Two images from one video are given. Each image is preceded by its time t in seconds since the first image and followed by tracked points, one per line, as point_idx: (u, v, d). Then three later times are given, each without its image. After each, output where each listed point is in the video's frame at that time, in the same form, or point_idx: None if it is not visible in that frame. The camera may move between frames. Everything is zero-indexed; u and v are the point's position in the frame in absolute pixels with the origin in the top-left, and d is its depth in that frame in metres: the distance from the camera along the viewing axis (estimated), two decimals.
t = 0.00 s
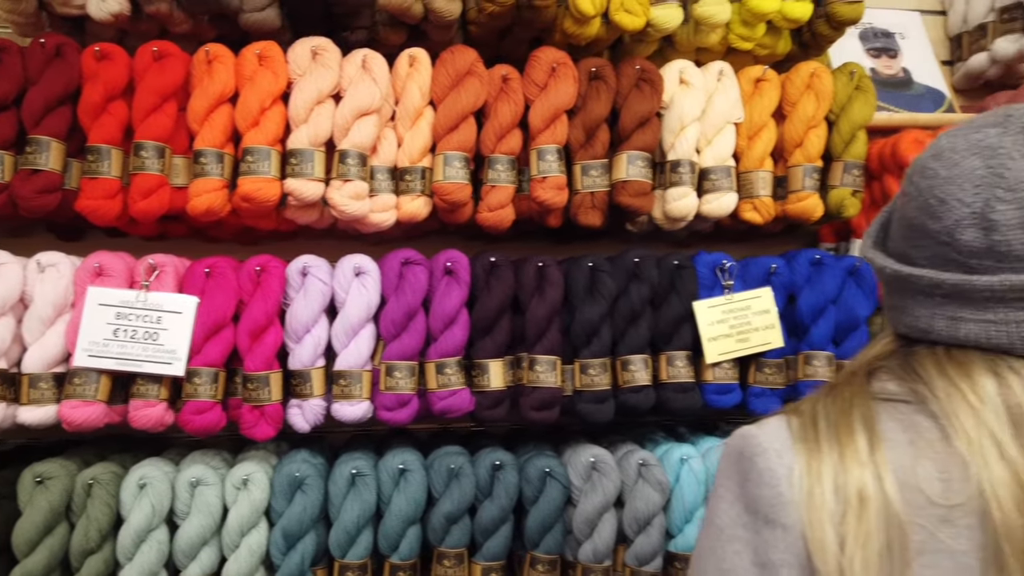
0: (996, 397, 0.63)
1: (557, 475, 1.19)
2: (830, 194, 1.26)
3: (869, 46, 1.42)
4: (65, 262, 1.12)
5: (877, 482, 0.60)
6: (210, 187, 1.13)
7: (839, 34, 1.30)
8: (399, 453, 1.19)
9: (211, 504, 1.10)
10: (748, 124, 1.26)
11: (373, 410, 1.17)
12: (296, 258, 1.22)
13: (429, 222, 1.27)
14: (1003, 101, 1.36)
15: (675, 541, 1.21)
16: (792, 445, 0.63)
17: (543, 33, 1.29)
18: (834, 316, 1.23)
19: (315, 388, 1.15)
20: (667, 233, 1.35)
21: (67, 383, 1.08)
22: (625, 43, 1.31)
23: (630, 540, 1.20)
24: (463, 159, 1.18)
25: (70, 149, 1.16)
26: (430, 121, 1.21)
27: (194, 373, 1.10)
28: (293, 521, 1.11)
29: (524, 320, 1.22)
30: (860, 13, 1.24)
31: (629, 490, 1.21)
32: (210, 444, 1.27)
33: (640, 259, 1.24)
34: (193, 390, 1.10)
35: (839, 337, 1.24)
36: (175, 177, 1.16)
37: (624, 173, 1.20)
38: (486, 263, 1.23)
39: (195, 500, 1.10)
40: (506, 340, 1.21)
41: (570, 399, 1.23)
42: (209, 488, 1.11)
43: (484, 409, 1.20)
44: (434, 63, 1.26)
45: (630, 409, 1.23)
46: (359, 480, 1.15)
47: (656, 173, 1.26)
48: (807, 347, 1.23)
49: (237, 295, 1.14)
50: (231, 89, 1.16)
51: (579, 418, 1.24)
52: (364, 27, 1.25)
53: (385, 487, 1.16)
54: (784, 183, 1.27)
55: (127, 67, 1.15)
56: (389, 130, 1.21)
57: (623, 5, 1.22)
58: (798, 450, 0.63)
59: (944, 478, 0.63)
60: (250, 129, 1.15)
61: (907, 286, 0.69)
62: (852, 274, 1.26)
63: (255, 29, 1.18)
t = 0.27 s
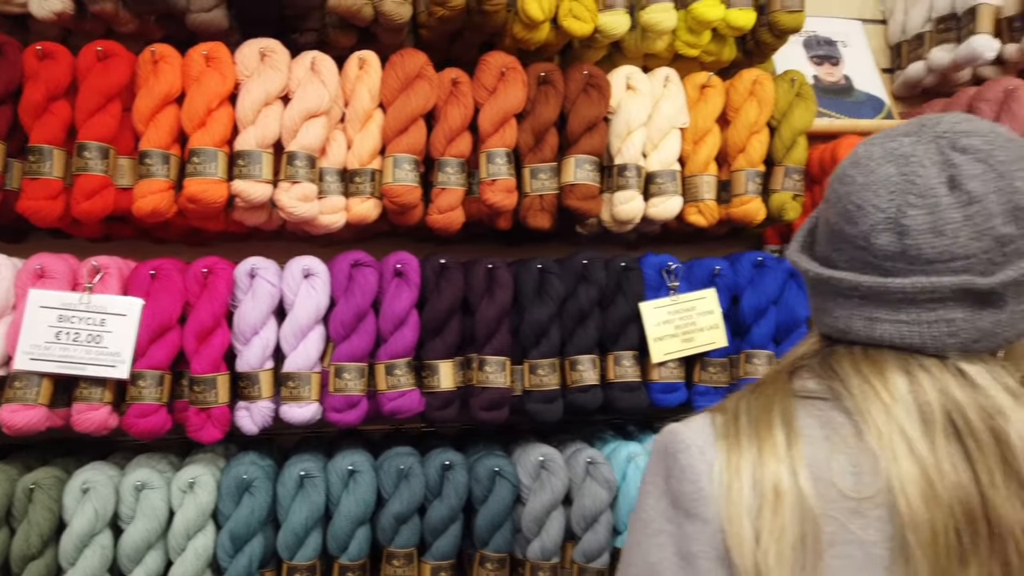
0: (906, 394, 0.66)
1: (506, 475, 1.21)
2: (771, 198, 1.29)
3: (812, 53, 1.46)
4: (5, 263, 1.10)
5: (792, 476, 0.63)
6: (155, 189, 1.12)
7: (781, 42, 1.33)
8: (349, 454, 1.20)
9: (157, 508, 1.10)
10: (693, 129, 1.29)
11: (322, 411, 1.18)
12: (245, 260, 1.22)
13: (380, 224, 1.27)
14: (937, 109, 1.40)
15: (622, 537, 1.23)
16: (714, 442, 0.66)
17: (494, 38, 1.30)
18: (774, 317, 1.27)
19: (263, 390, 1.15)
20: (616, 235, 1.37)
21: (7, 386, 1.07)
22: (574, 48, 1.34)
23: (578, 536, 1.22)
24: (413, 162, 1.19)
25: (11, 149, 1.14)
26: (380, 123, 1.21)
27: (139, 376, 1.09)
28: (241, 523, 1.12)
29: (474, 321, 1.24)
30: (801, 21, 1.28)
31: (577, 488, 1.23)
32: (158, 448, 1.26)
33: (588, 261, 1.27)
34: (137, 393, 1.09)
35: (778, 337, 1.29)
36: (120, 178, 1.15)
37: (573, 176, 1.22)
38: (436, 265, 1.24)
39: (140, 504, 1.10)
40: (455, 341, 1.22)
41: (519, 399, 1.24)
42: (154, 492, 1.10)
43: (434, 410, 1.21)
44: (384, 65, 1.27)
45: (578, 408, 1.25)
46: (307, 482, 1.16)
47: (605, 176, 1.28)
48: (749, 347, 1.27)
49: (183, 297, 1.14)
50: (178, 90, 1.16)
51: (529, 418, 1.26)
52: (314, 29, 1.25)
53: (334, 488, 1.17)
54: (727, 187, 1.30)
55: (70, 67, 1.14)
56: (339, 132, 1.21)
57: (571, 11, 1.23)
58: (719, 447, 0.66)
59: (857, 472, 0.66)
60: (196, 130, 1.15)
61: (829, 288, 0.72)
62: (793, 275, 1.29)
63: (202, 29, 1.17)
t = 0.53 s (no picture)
0: (821, 390, 0.70)
1: (454, 474, 1.23)
2: (713, 201, 1.33)
3: (755, 60, 1.50)
4: None
5: (709, 469, 0.69)
6: (95, 188, 1.10)
7: (723, 49, 1.36)
8: (295, 455, 1.20)
9: (97, 512, 1.08)
10: (638, 133, 1.32)
11: (267, 412, 1.18)
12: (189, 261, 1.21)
13: (328, 225, 1.27)
14: (873, 116, 1.44)
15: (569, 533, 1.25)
16: (639, 438, 0.74)
17: (443, 40, 1.31)
18: (717, 316, 1.30)
19: (207, 391, 1.14)
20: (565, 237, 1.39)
21: None
22: (522, 52, 1.35)
23: (525, 533, 1.24)
24: (360, 163, 1.20)
25: None
26: (327, 124, 1.22)
27: (78, 379, 1.08)
28: (184, 526, 1.11)
29: (422, 321, 1.25)
30: (742, 29, 1.31)
31: (524, 485, 1.25)
32: (100, 451, 1.25)
33: (536, 262, 1.29)
34: (76, 396, 1.08)
35: (720, 336, 1.32)
36: (59, 177, 1.12)
37: (520, 178, 1.24)
38: (384, 266, 1.25)
39: (80, 509, 1.08)
40: (403, 342, 1.23)
41: (467, 398, 1.26)
42: (95, 496, 1.09)
43: (382, 410, 1.22)
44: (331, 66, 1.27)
45: (526, 407, 1.27)
46: (252, 483, 1.16)
47: (552, 178, 1.30)
48: (692, 345, 1.30)
49: (124, 298, 1.13)
50: (119, 88, 1.14)
51: (477, 417, 1.28)
52: (260, 29, 1.25)
53: (281, 489, 1.17)
54: (671, 190, 1.33)
55: (7, 64, 1.12)
56: (285, 132, 1.21)
57: (518, 14, 1.25)
58: (643, 442, 0.73)
59: (773, 466, 0.70)
60: (138, 129, 1.13)
61: (756, 289, 0.75)
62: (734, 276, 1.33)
63: (144, 27, 1.16)
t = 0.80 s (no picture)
0: (752, 390, 0.72)
1: (403, 474, 1.23)
2: (660, 202, 1.35)
3: (702, 64, 1.53)
4: None
5: (642, 465, 0.71)
6: (33, 187, 1.08)
7: (670, 54, 1.39)
8: (242, 457, 1.19)
9: (36, 517, 1.06)
10: (586, 135, 1.34)
11: (213, 414, 1.17)
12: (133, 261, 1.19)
13: (276, 225, 1.27)
14: (815, 120, 1.47)
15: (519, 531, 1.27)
16: (576, 435, 0.75)
17: (393, 40, 1.31)
18: (662, 316, 1.33)
19: (151, 393, 1.13)
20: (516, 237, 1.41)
21: None
22: (473, 53, 1.36)
23: (475, 532, 1.25)
24: (307, 163, 1.19)
25: None
26: (273, 124, 1.21)
27: (15, 382, 1.06)
28: (126, 530, 1.09)
29: (371, 321, 1.25)
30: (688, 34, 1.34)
31: (473, 484, 1.26)
32: (41, 455, 1.22)
33: (485, 262, 1.30)
34: (13, 398, 1.06)
35: (666, 335, 1.35)
36: None
37: (470, 179, 1.25)
38: (332, 267, 1.25)
39: (17, 514, 1.06)
40: (352, 342, 1.23)
41: (416, 398, 1.26)
42: (33, 501, 1.07)
43: (330, 410, 1.21)
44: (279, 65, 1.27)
45: (476, 407, 1.28)
46: (198, 486, 1.14)
47: (501, 179, 1.32)
48: (639, 344, 1.33)
49: (64, 299, 1.11)
50: (58, 85, 1.12)
51: (426, 416, 1.28)
52: (206, 27, 1.24)
53: (226, 491, 1.16)
54: (619, 191, 1.35)
55: None
56: (231, 131, 1.20)
57: (467, 16, 1.26)
58: (579, 439, 0.74)
59: (704, 463, 0.72)
60: (78, 127, 1.11)
61: (695, 291, 0.76)
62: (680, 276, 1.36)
63: (85, 23, 1.14)
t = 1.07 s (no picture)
0: (692, 393, 0.73)
1: (354, 476, 1.23)
2: (612, 204, 1.37)
3: (655, 68, 1.55)
4: None
5: (584, 468, 0.72)
6: None
7: (622, 58, 1.41)
8: (189, 461, 1.17)
9: None
10: (539, 137, 1.35)
11: (159, 418, 1.15)
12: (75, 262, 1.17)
13: (226, 226, 1.25)
14: (763, 124, 1.51)
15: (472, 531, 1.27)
16: (519, 437, 0.75)
17: (345, 40, 1.31)
18: (614, 316, 1.36)
19: (95, 397, 1.11)
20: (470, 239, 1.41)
21: None
22: (426, 54, 1.36)
23: (427, 533, 1.26)
24: (256, 163, 1.18)
25: None
26: (221, 123, 1.20)
27: None
28: (68, 537, 1.07)
29: (322, 323, 1.24)
30: (639, 39, 1.36)
31: (425, 485, 1.27)
32: None
33: (438, 263, 1.30)
34: None
35: (617, 334, 1.38)
36: None
37: (421, 180, 1.25)
38: (282, 268, 1.23)
39: None
40: (302, 344, 1.22)
41: (368, 400, 1.26)
42: None
43: (280, 413, 1.20)
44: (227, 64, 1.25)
45: (428, 408, 1.28)
46: (143, 491, 1.13)
47: (454, 181, 1.32)
48: (591, 344, 1.35)
49: (2, 302, 1.08)
50: None
51: (378, 418, 1.28)
52: (153, 25, 1.22)
53: (173, 495, 1.14)
54: (572, 193, 1.36)
55: None
56: (178, 131, 1.19)
57: (419, 18, 1.26)
58: (522, 441, 0.75)
59: (644, 464, 0.73)
60: (17, 125, 1.09)
61: (640, 297, 0.77)
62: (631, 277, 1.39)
63: (25, 19, 1.11)
